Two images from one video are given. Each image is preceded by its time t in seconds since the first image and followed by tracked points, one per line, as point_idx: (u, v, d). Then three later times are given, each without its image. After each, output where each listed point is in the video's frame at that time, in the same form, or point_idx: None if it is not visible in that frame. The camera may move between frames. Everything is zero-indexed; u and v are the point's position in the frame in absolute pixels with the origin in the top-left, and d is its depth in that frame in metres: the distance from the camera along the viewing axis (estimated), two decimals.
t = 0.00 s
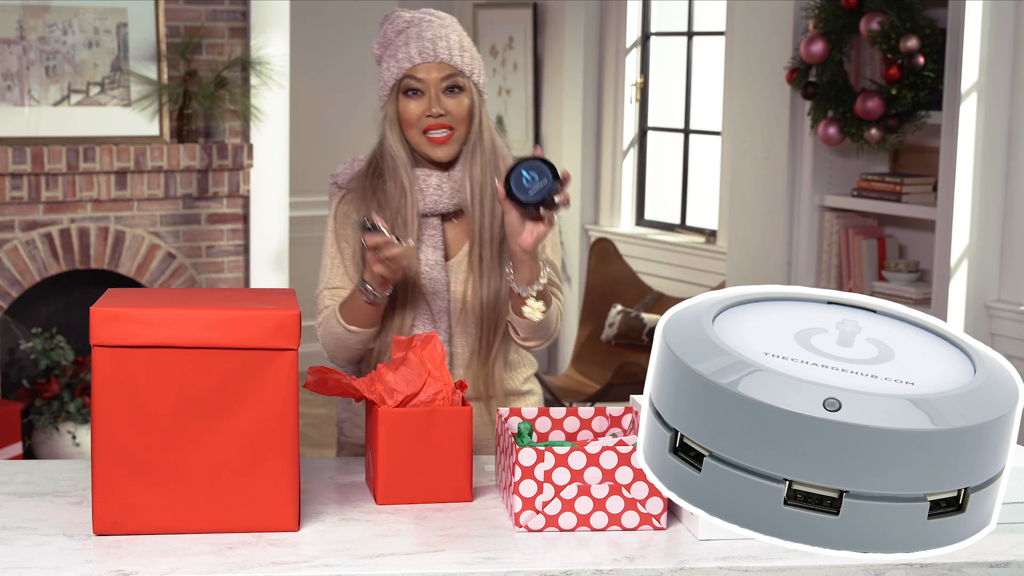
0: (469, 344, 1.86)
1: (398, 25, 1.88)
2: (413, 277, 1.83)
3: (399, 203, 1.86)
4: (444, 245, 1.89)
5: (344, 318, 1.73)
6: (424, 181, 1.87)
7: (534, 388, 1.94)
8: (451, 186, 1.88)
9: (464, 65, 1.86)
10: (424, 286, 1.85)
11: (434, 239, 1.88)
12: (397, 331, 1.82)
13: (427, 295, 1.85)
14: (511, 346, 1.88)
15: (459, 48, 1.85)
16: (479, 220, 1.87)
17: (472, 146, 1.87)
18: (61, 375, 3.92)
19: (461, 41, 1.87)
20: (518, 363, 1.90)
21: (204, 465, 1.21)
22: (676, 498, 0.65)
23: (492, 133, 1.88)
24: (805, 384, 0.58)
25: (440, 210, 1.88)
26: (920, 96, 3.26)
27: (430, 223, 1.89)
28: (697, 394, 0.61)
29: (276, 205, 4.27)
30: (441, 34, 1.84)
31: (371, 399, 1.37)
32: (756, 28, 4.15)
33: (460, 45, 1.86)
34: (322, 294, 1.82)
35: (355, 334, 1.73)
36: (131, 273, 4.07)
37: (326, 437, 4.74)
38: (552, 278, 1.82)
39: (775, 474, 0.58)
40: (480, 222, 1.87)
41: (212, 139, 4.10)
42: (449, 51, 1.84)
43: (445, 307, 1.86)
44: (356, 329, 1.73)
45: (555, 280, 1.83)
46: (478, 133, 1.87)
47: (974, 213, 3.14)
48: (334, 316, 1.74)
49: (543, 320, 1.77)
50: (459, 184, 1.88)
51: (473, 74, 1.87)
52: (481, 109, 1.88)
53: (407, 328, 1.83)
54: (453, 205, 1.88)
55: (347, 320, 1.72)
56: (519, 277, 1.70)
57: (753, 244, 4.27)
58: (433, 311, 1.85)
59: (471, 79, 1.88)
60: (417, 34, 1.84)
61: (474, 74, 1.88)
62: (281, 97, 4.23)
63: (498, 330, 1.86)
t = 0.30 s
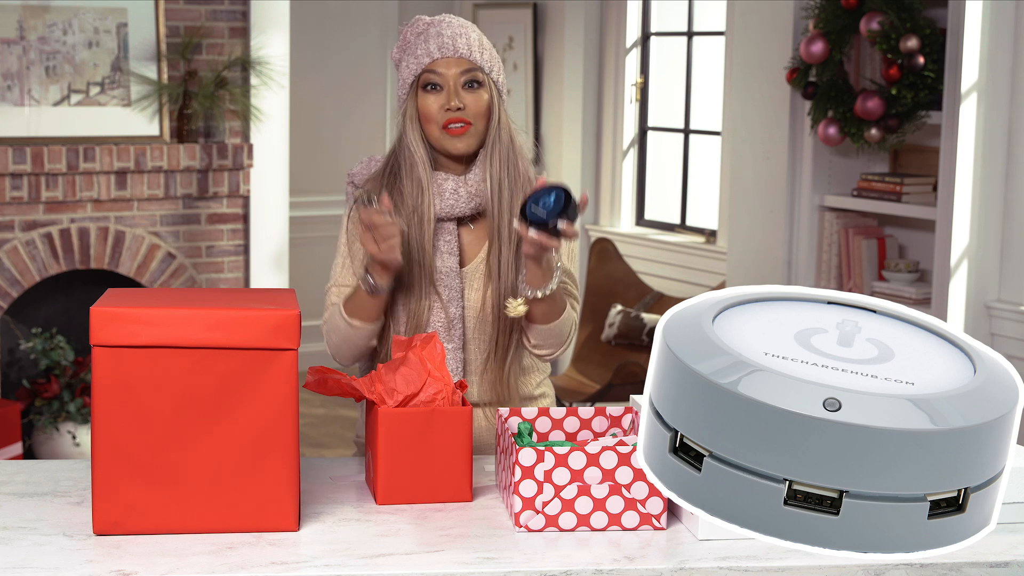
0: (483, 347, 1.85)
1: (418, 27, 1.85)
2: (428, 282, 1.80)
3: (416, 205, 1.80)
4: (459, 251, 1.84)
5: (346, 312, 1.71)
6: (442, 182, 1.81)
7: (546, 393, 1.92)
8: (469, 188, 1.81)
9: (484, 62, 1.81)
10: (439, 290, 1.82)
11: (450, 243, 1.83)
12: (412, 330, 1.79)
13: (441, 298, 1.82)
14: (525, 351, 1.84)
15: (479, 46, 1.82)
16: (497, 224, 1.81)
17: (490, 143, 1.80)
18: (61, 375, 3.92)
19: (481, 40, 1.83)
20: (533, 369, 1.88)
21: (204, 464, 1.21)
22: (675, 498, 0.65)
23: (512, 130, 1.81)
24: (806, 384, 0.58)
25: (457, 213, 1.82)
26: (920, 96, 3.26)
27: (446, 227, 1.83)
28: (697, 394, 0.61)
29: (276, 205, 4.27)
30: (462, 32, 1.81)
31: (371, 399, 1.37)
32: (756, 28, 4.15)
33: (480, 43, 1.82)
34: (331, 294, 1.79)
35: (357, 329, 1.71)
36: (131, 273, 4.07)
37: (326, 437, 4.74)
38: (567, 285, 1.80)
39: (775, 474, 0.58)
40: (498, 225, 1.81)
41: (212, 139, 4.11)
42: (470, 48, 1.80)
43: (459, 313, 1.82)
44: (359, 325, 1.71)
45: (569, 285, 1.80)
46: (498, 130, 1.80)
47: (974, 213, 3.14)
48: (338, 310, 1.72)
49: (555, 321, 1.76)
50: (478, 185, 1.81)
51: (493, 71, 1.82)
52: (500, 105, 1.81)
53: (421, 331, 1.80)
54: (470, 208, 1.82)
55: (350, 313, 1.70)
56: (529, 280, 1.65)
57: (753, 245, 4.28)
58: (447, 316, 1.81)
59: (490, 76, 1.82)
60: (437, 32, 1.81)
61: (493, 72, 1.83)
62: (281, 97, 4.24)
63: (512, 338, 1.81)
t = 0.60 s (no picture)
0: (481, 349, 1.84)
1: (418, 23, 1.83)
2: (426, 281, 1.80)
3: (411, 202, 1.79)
4: (455, 250, 1.85)
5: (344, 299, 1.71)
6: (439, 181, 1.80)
7: (541, 393, 1.92)
8: (465, 188, 1.81)
9: (481, 58, 1.80)
10: (437, 290, 1.81)
11: (446, 243, 1.83)
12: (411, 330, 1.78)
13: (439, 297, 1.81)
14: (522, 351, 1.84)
15: (476, 41, 1.79)
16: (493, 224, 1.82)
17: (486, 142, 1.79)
18: (61, 375, 3.92)
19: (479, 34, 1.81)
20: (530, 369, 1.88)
21: (204, 464, 1.21)
22: (675, 498, 0.65)
23: (508, 128, 1.80)
24: (805, 384, 0.58)
25: (453, 212, 1.82)
26: (920, 96, 3.26)
27: (442, 226, 1.84)
28: (697, 394, 0.61)
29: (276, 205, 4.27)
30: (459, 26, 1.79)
31: (371, 399, 1.37)
32: (756, 29, 4.15)
33: (478, 40, 1.80)
34: (326, 287, 1.78)
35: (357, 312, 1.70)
36: (131, 273, 4.07)
37: (326, 437, 4.74)
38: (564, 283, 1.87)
39: (775, 474, 0.58)
40: (495, 225, 1.81)
41: (212, 139, 4.11)
42: (467, 44, 1.78)
43: (458, 312, 1.82)
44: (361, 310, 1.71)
45: (566, 283, 1.87)
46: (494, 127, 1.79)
47: (974, 213, 3.14)
48: (338, 297, 1.72)
49: (551, 315, 1.78)
50: (475, 185, 1.81)
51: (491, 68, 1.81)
52: (496, 103, 1.80)
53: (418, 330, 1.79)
54: (467, 208, 1.82)
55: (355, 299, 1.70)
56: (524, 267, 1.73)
57: (753, 245, 4.28)
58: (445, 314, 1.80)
59: (487, 73, 1.81)
60: (436, 28, 1.78)
61: (490, 68, 1.81)
62: (281, 97, 4.24)
63: (508, 340, 1.82)
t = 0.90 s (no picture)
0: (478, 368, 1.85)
1: (425, 28, 1.81)
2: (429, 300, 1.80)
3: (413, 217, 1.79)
4: (456, 271, 1.86)
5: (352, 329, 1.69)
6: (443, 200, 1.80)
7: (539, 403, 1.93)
8: (469, 208, 1.80)
9: (490, 70, 1.77)
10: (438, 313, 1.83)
11: (448, 264, 1.85)
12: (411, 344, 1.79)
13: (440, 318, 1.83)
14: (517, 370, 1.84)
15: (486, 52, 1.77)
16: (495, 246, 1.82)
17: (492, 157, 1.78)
18: (61, 375, 3.92)
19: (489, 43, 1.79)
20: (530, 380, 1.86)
21: (204, 464, 1.21)
22: (675, 498, 0.65)
23: (514, 145, 1.79)
24: (805, 384, 0.58)
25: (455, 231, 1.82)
26: (920, 96, 3.26)
27: (444, 247, 1.85)
28: (697, 394, 0.61)
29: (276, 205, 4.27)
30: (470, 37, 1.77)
31: (372, 399, 1.37)
32: (755, 29, 4.15)
33: (488, 50, 1.78)
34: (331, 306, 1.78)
35: (366, 344, 1.69)
36: (131, 273, 4.07)
37: (326, 437, 4.74)
38: (564, 310, 1.85)
39: (775, 474, 0.58)
40: (498, 243, 1.81)
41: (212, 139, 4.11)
42: (476, 55, 1.76)
43: (457, 335, 1.84)
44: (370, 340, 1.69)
45: (565, 308, 1.85)
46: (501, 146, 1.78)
47: (974, 213, 3.14)
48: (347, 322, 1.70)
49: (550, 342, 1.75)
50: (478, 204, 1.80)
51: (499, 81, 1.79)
52: (502, 118, 1.79)
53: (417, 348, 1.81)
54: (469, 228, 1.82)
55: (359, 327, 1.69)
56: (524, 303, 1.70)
57: (753, 246, 4.28)
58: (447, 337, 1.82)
59: (496, 86, 1.79)
60: (444, 36, 1.77)
61: (499, 80, 1.79)
62: (281, 97, 4.24)
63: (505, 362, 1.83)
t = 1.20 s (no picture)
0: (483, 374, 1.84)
1: (432, 34, 1.81)
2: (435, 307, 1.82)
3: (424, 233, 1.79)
4: (461, 279, 1.87)
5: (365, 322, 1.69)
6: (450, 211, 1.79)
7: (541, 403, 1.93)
8: (475, 221, 1.79)
9: (496, 92, 1.75)
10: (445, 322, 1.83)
11: (453, 272, 1.86)
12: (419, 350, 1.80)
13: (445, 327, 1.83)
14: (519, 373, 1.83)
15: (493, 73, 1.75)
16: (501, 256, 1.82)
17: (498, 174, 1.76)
18: (61, 375, 3.92)
19: (496, 61, 1.77)
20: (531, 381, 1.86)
21: (205, 464, 1.21)
22: (675, 498, 0.65)
23: (520, 160, 1.78)
24: (805, 384, 0.58)
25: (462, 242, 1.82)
26: (920, 96, 3.26)
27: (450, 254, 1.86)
28: (697, 394, 0.61)
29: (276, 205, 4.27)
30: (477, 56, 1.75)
31: (371, 399, 1.37)
32: (755, 29, 4.15)
33: (495, 70, 1.76)
34: (339, 306, 1.77)
35: (380, 339, 1.68)
36: (131, 273, 4.07)
37: (326, 437, 4.74)
38: (563, 313, 1.84)
39: (775, 474, 0.58)
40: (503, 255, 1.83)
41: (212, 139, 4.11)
42: (482, 77, 1.74)
43: (462, 343, 1.84)
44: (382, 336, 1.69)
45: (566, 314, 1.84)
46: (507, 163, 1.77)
47: (974, 213, 3.14)
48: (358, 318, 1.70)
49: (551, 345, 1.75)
50: (484, 217, 1.79)
51: (505, 100, 1.77)
52: (509, 137, 1.77)
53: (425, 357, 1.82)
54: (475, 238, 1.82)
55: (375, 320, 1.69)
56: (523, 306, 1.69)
57: (753, 246, 4.28)
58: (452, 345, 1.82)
59: (502, 105, 1.77)
60: (452, 55, 1.74)
61: (506, 100, 1.77)
62: (281, 97, 4.25)
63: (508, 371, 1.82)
